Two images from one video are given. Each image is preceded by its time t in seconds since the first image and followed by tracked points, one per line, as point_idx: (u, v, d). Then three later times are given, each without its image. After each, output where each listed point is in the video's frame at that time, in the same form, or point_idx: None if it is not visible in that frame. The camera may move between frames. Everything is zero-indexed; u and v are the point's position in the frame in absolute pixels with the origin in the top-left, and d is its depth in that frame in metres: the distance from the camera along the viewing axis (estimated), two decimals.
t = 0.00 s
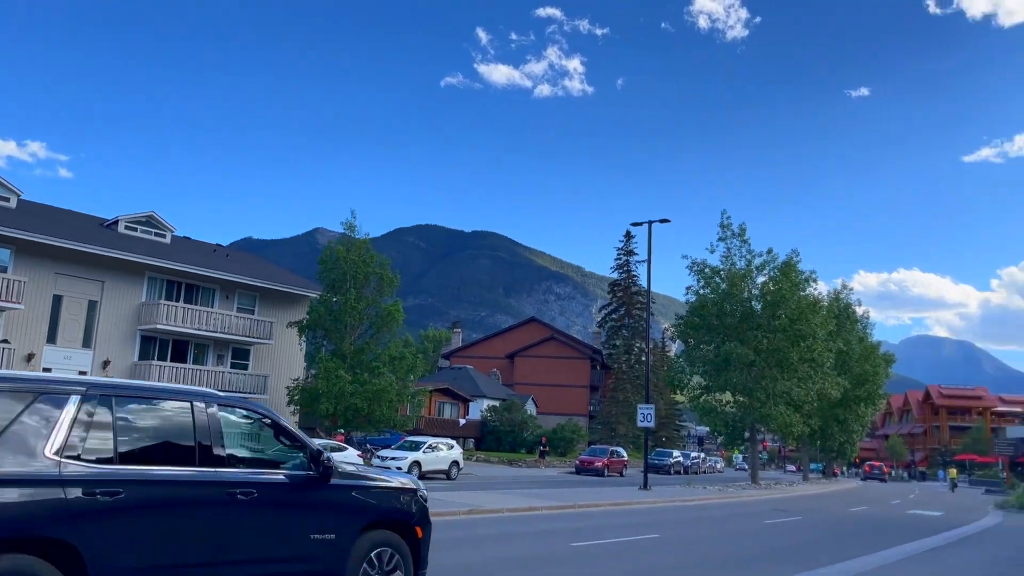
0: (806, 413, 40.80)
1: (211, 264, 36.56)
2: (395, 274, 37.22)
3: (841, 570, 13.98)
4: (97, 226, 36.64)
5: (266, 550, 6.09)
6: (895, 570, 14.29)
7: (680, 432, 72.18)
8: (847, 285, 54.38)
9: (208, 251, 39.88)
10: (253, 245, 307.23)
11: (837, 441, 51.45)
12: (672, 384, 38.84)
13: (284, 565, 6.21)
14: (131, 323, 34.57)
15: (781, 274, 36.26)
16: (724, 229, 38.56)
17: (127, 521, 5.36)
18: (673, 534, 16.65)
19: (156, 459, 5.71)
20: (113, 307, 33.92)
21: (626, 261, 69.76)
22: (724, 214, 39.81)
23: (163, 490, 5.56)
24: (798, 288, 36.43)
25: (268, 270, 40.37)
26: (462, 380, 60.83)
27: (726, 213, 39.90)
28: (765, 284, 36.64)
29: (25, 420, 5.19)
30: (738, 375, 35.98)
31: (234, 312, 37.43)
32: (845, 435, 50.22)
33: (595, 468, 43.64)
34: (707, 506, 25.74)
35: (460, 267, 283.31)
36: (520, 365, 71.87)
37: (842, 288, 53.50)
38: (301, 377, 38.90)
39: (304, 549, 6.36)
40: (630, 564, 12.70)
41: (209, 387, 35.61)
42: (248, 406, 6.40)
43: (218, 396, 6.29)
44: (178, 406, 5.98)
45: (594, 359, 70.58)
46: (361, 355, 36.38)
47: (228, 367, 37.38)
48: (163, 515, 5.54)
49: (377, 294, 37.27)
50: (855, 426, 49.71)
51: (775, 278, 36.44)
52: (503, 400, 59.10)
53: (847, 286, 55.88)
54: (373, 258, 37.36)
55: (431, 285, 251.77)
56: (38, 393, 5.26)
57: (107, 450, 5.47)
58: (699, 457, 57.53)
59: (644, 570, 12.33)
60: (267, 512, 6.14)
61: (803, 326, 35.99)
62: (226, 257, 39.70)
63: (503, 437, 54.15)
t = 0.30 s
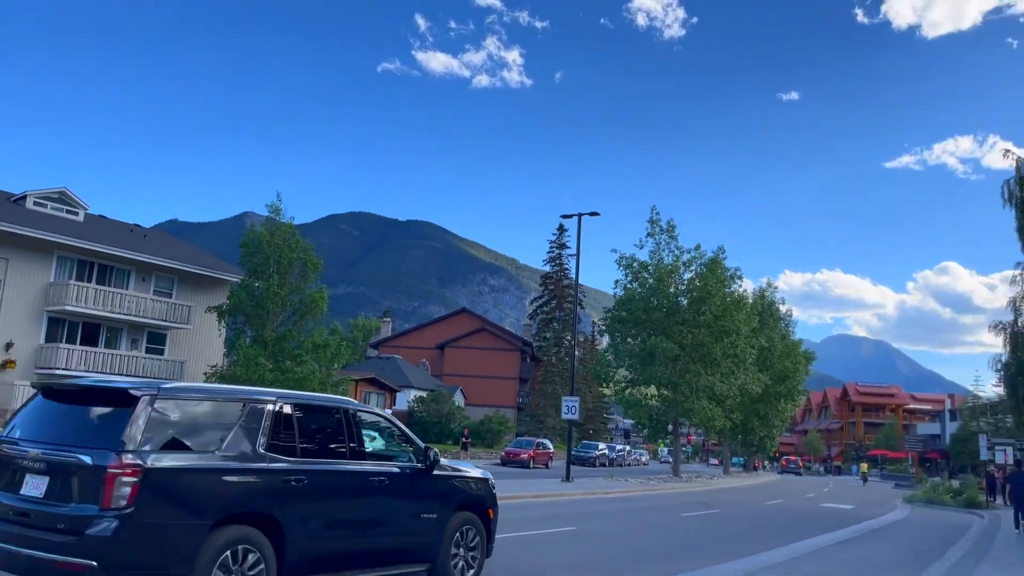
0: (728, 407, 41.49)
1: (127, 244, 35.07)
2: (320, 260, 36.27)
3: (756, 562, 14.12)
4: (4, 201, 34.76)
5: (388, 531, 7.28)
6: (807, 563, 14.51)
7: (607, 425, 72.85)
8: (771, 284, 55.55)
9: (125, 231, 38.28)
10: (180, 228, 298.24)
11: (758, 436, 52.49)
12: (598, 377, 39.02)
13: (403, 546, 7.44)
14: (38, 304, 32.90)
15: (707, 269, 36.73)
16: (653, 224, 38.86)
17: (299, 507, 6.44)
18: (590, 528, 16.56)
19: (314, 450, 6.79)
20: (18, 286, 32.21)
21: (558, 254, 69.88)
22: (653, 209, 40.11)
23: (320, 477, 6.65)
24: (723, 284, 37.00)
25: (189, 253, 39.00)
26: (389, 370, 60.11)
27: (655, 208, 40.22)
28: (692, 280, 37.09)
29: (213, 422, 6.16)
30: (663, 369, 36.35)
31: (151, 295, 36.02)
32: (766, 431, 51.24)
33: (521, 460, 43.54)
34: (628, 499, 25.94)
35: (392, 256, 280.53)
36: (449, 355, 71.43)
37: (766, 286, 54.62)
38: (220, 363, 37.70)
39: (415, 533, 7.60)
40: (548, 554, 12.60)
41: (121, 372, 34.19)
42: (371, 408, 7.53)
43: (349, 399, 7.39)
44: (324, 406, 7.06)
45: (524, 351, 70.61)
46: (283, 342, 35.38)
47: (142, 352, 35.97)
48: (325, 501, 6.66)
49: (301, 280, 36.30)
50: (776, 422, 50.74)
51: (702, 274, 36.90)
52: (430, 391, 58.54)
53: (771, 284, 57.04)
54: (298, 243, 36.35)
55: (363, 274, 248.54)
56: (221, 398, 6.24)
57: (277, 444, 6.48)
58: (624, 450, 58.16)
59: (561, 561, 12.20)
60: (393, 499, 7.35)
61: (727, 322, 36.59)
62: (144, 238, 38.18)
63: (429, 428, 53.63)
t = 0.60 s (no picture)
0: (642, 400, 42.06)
1: (22, 220, 33.16)
2: (230, 243, 34.99)
3: (658, 552, 14.45)
4: None
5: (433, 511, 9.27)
6: (706, 552, 14.96)
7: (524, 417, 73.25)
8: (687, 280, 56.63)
9: (20, 206, 36.18)
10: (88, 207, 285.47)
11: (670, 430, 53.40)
12: (515, 368, 39.01)
13: (443, 524, 9.47)
14: None
15: (624, 264, 37.09)
16: (573, 218, 39.02)
17: (377, 489, 8.34)
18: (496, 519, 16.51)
19: (383, 444, 8.68)
20: None
21: (480, 245, 69.53)
22: (574, 202, 40.21)
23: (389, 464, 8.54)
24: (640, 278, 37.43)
25: (90, 231, 37.16)
26: (303, 358, 58.82)
27: (576, 201, 40.31)
28: (609, 273, 37.41)
29: (315, 420, 7.98)
30: (578, 361, 36.60)
31: (47, 274, 34.18)
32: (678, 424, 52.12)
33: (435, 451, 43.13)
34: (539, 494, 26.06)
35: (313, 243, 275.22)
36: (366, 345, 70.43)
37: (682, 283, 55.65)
38: (122, 348, 36.13)
39: (450, 514, 9.62)
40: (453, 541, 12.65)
41: (13, 355, 32.39)
42: (419, 411, 9.50)
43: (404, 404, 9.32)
44: (387, 407, 8.95)
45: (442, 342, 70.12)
46: (190, 327, 34.12)
47: (36, 334, 34.15)
48: (396, 486, 8.60)
49: (210, 263, 35.01)
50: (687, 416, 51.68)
51: (619, 268, 37.24)
52: (345, 380, 57.48)
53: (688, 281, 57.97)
54: (208, 225, 34.97)
55: (283, 260, 242.85)
56: (318, 402, 8.04)
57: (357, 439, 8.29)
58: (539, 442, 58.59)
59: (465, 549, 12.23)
60: (440, 484, 9.37)
61: (643, 316, 37.06)
62: (41, 214, 36.16)
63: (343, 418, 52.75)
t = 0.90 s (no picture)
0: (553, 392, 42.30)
1: None
2: (131, 222, 33.36)
3: (560, 544, 14.41)
4: None
5: (433, 495, 11.03)
6: (608, 545, 15.00)
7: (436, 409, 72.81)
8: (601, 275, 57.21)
9: None
10: None
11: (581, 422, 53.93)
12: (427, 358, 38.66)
13: (440, 506, 11.24)
14: None
15: (539, 256, 37.10)
16: (490, 208, 38.78)
17: (397, 477, 10.11)
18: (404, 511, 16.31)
19: (398, 439, 10.44)
20: None
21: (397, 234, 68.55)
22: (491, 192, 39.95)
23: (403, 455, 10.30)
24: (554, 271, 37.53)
25: None
26: (209, 345, 56.86)
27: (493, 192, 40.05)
28: (525, 265, 37.38)
29: (351, 420, 9.68)
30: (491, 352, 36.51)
31: None
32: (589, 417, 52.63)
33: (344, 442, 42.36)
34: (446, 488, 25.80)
35: (224, 227, 266.92)
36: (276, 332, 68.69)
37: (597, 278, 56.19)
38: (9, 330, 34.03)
39: (445, 498, 11.43)
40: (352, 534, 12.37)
41: None
42: (423, 412, 11.32)
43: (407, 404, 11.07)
44: (399, 410, 10.66)
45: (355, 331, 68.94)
46: (84, 310, 32.41)
47: None
48: (409, 474, 10.39)
49: (108, 243, 33.29)
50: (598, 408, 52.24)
51: (534, 260, 37.23)
52: (253, 368, 55.88)
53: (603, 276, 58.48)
54: (106, 203, 33.21)
55: (191, 244, 234.55)
56: (351, 405, 9.75)
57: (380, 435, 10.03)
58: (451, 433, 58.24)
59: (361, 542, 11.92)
60: (441, 473, 11.23)
61: (556, 308, 37.17)
62: None
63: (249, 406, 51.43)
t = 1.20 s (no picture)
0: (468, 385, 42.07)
1: None
2: (21, 202, 31.39)
3: (469, 537, 14.16)
4: None
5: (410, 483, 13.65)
6: (517, 537, 14.84)
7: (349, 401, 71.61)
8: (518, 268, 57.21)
9: None
10: None
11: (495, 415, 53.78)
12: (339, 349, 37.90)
13: (413, 492, 13.85)
14: None
15: (456, 248, 36.70)
16: (406, 197, 38.19)
17: (384, 467, 12.65)
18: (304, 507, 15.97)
19: (386, 434, 13.11)
20: None
21: (312, 222, 66.91)
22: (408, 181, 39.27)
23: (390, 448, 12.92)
24: (472, 263, 37.23)
25: None
26: (109, 333, 54.33)
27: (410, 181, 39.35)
28: (441, 256, 36.94)
29: (351, 418, 12.20)
30: (405, 343, 36.01)
31: None
32: (503, 410, 52.53)
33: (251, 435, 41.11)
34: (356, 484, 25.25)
35: (130, 211, 256.08)
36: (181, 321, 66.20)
37: (514, 271, 56.17)
38: None
39: (419, 485, 14.12)
40: (247, 533, 11.83)
41: None
42: (401, 413, 13.95)
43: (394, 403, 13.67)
44: (383, 410, 13.25)
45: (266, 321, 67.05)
46: None
47: None
48: (394, 463, 12.98)
49: None
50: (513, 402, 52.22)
51: (451, 251, 36.82)
52: (156, 357, 53.69)
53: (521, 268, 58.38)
54: None
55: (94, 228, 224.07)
56: (352, 407, 12.28)
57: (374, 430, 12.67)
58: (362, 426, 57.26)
59: (254, 541, 11.36)
60: (416, 462, 13.90)
61: (473, 300, 36.87)
62: None
63: (150, 398, 49.21)
